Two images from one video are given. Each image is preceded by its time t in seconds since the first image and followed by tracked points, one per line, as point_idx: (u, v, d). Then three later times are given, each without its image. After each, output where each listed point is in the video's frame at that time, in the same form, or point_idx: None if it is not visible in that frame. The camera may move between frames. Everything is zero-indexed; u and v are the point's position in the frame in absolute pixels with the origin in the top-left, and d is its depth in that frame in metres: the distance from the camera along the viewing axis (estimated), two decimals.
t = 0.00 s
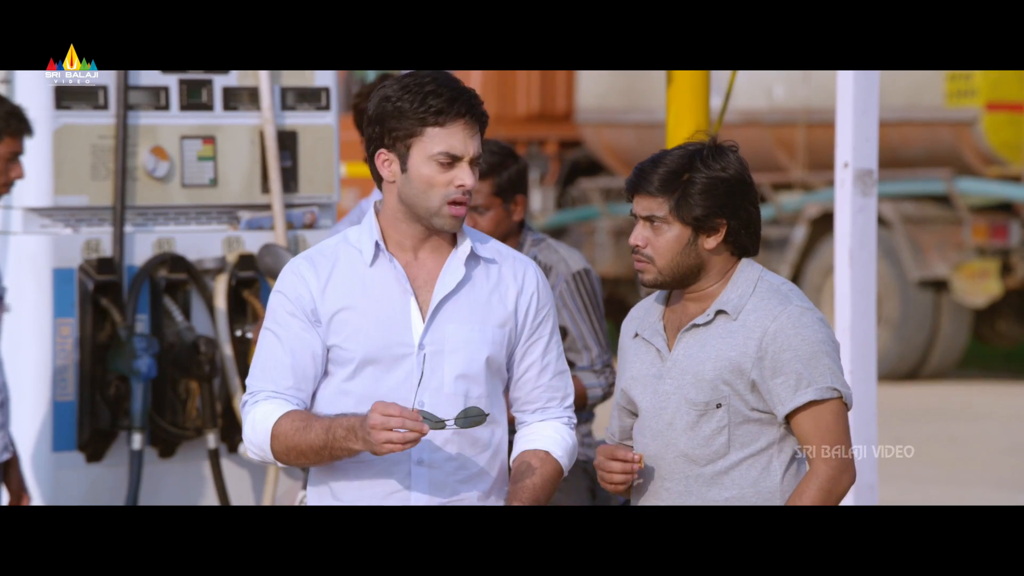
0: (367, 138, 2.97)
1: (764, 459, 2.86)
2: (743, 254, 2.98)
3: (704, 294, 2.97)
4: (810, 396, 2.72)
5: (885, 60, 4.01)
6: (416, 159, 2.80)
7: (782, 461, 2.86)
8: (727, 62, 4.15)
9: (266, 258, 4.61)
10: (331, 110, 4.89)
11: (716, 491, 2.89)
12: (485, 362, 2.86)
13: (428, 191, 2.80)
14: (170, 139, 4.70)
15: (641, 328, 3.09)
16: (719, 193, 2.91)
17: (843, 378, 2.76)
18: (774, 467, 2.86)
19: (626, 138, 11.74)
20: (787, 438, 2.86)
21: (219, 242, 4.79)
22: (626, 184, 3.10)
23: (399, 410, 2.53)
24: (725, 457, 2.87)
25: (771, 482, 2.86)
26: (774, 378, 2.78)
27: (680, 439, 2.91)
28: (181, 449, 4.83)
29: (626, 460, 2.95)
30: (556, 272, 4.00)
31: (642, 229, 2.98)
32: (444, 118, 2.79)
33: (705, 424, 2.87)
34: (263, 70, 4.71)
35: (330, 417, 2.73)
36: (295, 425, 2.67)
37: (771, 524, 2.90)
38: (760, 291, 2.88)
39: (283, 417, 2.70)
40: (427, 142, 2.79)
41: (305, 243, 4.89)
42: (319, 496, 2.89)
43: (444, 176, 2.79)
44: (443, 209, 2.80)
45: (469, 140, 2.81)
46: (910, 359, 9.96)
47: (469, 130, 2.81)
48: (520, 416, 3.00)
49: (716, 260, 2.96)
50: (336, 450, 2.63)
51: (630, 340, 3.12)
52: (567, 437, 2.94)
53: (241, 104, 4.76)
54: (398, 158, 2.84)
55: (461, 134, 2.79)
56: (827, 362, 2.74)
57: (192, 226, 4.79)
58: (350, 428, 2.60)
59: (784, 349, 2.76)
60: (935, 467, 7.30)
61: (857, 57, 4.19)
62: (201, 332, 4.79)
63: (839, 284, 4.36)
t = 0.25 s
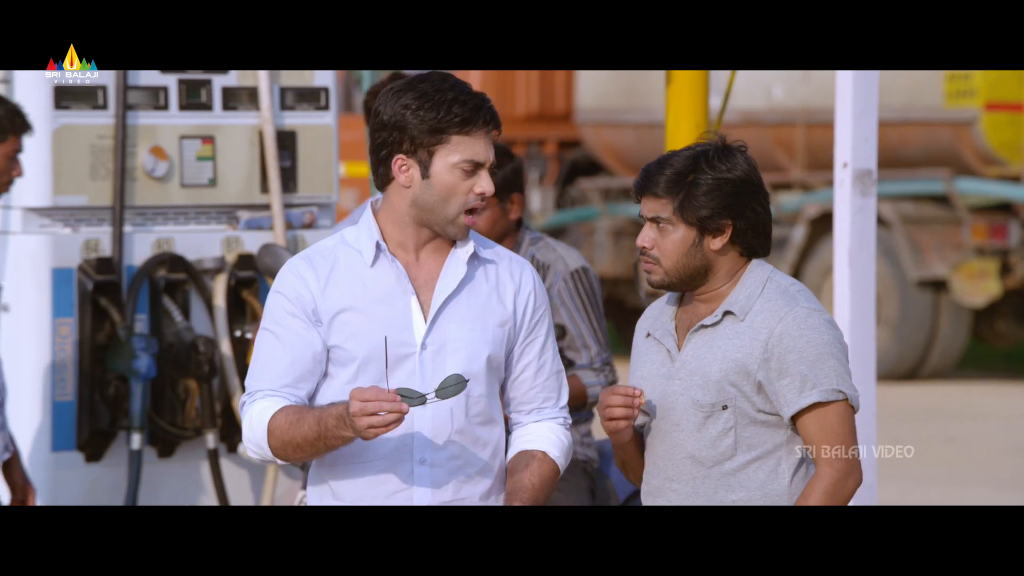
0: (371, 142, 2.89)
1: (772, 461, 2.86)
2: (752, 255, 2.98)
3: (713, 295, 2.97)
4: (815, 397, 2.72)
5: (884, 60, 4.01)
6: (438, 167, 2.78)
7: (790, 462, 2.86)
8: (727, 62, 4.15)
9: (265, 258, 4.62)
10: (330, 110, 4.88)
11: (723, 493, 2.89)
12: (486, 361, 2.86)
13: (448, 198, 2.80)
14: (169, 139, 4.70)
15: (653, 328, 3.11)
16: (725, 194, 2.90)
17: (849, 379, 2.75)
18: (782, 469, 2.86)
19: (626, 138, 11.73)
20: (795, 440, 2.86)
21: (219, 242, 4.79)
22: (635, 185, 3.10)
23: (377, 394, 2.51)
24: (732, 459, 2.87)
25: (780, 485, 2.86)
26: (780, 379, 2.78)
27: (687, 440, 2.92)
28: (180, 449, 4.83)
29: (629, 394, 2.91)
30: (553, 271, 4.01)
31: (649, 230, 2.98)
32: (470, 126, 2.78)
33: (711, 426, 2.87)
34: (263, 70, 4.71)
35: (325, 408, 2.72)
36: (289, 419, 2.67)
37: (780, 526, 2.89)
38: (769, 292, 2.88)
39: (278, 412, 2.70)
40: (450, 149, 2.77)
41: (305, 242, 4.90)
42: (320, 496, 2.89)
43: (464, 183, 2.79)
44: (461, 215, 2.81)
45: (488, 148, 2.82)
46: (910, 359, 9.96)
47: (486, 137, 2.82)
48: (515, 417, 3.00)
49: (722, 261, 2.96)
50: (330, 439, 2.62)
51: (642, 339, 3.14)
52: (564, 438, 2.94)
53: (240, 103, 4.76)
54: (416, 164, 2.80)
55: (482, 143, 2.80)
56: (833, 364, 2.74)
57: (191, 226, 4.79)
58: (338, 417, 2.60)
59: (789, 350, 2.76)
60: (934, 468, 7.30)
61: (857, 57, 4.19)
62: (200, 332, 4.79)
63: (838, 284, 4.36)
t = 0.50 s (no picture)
0: (375, 142, 2.88)
1: (774, 462, 2.86)
2: (754, 257, 2.98)
3: (716, 295, 2.99)
4: (815, 398, 2.72)
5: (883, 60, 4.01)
6: (446, 170, 2.79)
7: (793, 462, 2.86)
8: (726, 62, 4.15)
9: (263, 258, 4.63)
10: (330, 110, 4.88)
11: (725, 494, 2.89)
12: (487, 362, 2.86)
13: (456, 200, 2.81)
14: (168, 139, 4.70)
15: (659, 328, 3.12)
16: (725, 198, 2.89)
17: (851, 380, 2.74)
18: (785, 470, 2.86)
19: (626, 138, 11.73)
20: (797, 441, 2.85)
21: (218, 242, 4.79)
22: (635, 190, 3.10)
23: (382, 398, 2.52)
24: (734, 459, 2.87)
25: (782, 486, 2.86)
26: (781, 379, 2.77)
27: (689, 441, 2.92)
28: (179, 449, 4.83)
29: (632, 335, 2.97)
30: (551, 270, 4.02)
31: (649, 235, 2.98)
32: (478, 130, 2.78)
33: (713, 426, 2.87)
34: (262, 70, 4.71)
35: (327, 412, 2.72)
36: (290, 423, 2.66)
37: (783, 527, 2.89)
38: (771, 292, 2.88)
39: (279, 415, 2.69)
40: (457, 152, 2.78)
41: (304, 242, 4.89)
42: (320, 497, 2.89)
43: (471, 186, 2.80)
44: (467, 218, 2.82)
45: (495, 150, 2.83)
46: (909, 359, 9.96)
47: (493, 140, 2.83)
48: (512, 418, 3.00)
49: (722, 263, 2.96)
50: (332, 443, 2.62)
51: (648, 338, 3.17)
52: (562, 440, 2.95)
53: (239, 104, 4.76)
54: (423, 167, 2.80)
55: (489, 146, 2.81)
56: (834, 364, 2.73)
57: (191, 225, 4.80)
58: (343, 421, 2.60)
59: (790, 351, 2.76)
60: (933, 468, 7.30)
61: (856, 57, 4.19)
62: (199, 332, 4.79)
63: (837, 284, 4.37)
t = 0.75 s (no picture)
0: (377, 142, 2.88)
1: (774, 462, 2.86)
2: (753, 257, 2.97)
3: (717, 295, 2.99)
4: (815, 398, 2.71)
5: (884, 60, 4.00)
6: (448, 170, 2.78)
7: (792, 463, 2.86)
8: (726, 62, 4.15)
9: (262, 258, 4.64)
10: (329, 110, 4.88)
11: (724, 493, 2.89)
12: (488, 362, 2.86)
13: (458, 201, 2.81)
14: (168, 139, 4.70)
15: (662, 327, 3.12)
16: (725, 198, 2.89)
17: (851, 381, 2.74)
18: (784, 470, 2.86)
19: (625, 138, 11.74)
20: (797, 441, 2.85)
21: (216, 242, 4.78)
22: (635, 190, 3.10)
23: (392, 414, 2.52)
24: (733, 459, 2.87)
25: (781, 486, 2.86)
26: (781, 379, 2.77)
27: (689, 440, 2.91)
28: (179, 449, 4.83)
29: (628, 293, 3.07)
30: (549, 268, 4.02)
31: (649, 235, 2.98)
32: (480, 131, 2.78)
33: (713, 426, 2.87)
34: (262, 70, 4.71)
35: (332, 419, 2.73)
36: (295, 430, 2.66)
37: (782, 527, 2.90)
38: (772, 292, 2.88)
39: (283, 420, 2.69)
40: (459, 153, 2.78)
41: (303, 242, 4.88)
42: (321, 497, 2.89)
43: (473, 186, 2.80)
44: (469, 219, 2.82)
45: (497, 151, 2.83)
46: (908, 359, 9.96)
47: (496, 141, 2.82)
48: (510, 418, 3.00)
49: (722, 264, 2.96)
50: (338, 453, 2.63)
51: (654, 335, 3.17)
52: (563, 439, 2.95)
53: (238, 103, 4.76)
54: (425, 168, 2.80)
55: (491, 146, 2.81)
56: (834, 365, 2.73)
57: (191, 225, 4.80)
58: (350, 432, 2.60)
59: (791, 351, 2.76)
60: (932, 467, 7.30)
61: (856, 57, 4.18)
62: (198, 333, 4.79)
63: (837, 284, 4.37)
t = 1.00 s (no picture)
0: (378, 143, 2.88)
1: (774, 463, 2.86)
2: (754, 257, 2.98)
3: (718, 296, 2.98)
4: (815, 400, 2.72)
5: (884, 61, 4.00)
6: (449, 170, 2.78)
7: (792, 464, 2.86)
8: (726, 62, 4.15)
9: (262, 258, 4.63)
10: (329, 110, 4.88)
11: (724, 494, 2.89)
12: (489, 363, 2.86)
13: (459, 200, 2.80)
14: (168, 139, 4.70)
15: (661, 328, 3.11)
16: (725, 199, 2.89)
17: (851, 382, 2.75)
18: (784, 471, 2.86)
19: (626, 138, 11.71)
20: (797, 442, 2.86)
21: (216, 243, 4.79)
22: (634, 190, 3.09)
23: (396, 424, 2.51)
24: (734, 460, 2.87)
25: (781, 486, 2.86)
26: (782, 381, 2.78)
27: (689, 441, 2.91)
28: (179, 449, 4.83)
29: (630, 287, 3.08)
30: (547, 265, 4.02)
31: (649, 235, 2.98)
32: (478, 130, 2.78)
33: (713, 427, 2.87)
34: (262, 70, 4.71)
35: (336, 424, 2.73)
36: (298, 433, 2.67)
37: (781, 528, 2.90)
38: (773, 294, 2.89)
39: (286, 424, 2.70)
40: (459, 152, 2.78)
41: (303, 243, 4.88)
42: (321, 497, 2.89)
43: (474, 186, 2.79)
44: (471, 218, 2.82)
45: (498, 150, 2.83)
46: (908, 359, 9.96)
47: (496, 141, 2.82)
48: (513, 418, 3.00)
49: (722, 264, 2.96)
50: (342, 458, 2.63)
51: (650, 339, 3.17)
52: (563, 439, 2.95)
53: (238, 104, 4.76)
54: (426, 168, 2.80)
55: (492, 145, 2.81)
56: (834, 366, 2.73)
57: (191, 226, 4.79)
58: (354, 438, 2.61)
59: (791, 352, 2.76)
60: (932, 468, 7.31)
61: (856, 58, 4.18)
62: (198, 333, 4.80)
63: (837, 284, 4.37)
